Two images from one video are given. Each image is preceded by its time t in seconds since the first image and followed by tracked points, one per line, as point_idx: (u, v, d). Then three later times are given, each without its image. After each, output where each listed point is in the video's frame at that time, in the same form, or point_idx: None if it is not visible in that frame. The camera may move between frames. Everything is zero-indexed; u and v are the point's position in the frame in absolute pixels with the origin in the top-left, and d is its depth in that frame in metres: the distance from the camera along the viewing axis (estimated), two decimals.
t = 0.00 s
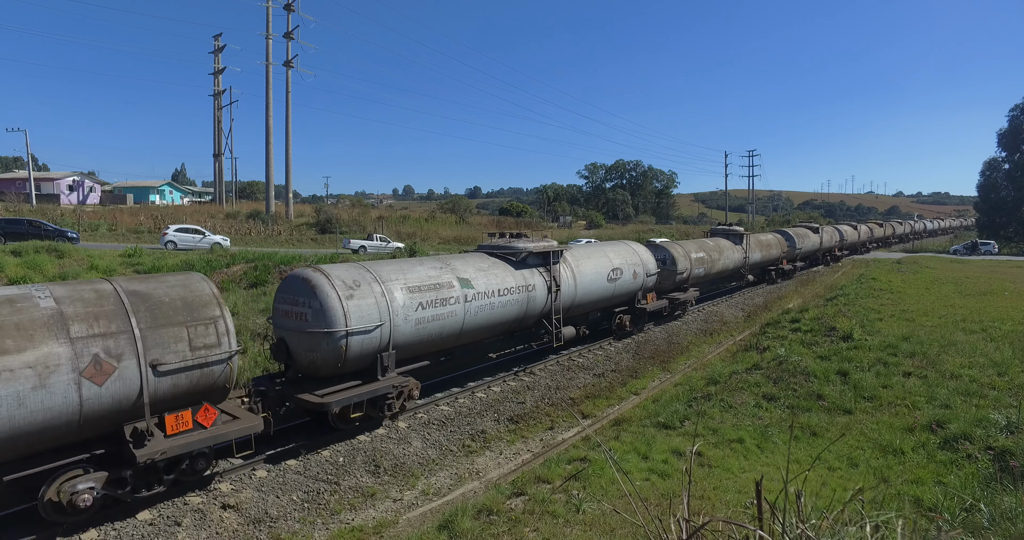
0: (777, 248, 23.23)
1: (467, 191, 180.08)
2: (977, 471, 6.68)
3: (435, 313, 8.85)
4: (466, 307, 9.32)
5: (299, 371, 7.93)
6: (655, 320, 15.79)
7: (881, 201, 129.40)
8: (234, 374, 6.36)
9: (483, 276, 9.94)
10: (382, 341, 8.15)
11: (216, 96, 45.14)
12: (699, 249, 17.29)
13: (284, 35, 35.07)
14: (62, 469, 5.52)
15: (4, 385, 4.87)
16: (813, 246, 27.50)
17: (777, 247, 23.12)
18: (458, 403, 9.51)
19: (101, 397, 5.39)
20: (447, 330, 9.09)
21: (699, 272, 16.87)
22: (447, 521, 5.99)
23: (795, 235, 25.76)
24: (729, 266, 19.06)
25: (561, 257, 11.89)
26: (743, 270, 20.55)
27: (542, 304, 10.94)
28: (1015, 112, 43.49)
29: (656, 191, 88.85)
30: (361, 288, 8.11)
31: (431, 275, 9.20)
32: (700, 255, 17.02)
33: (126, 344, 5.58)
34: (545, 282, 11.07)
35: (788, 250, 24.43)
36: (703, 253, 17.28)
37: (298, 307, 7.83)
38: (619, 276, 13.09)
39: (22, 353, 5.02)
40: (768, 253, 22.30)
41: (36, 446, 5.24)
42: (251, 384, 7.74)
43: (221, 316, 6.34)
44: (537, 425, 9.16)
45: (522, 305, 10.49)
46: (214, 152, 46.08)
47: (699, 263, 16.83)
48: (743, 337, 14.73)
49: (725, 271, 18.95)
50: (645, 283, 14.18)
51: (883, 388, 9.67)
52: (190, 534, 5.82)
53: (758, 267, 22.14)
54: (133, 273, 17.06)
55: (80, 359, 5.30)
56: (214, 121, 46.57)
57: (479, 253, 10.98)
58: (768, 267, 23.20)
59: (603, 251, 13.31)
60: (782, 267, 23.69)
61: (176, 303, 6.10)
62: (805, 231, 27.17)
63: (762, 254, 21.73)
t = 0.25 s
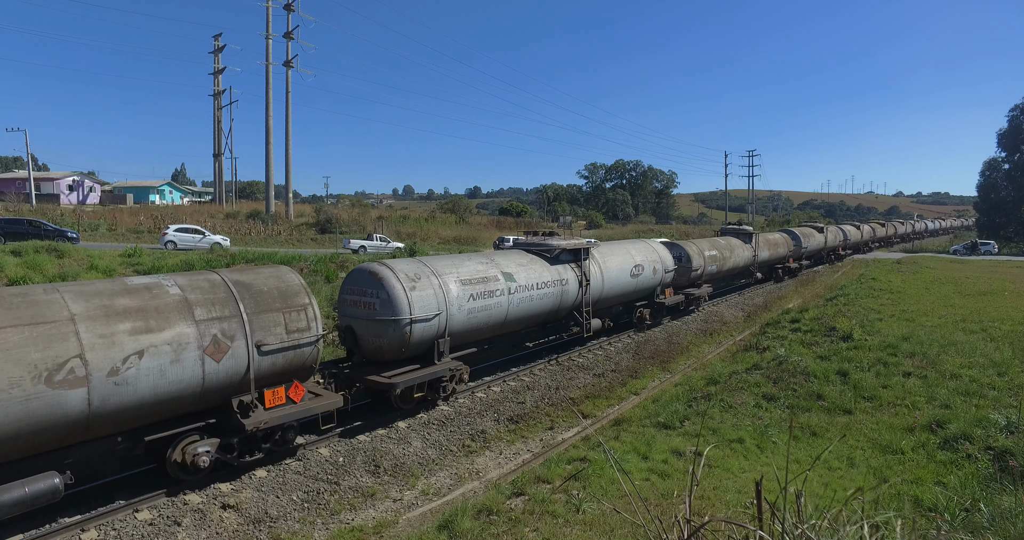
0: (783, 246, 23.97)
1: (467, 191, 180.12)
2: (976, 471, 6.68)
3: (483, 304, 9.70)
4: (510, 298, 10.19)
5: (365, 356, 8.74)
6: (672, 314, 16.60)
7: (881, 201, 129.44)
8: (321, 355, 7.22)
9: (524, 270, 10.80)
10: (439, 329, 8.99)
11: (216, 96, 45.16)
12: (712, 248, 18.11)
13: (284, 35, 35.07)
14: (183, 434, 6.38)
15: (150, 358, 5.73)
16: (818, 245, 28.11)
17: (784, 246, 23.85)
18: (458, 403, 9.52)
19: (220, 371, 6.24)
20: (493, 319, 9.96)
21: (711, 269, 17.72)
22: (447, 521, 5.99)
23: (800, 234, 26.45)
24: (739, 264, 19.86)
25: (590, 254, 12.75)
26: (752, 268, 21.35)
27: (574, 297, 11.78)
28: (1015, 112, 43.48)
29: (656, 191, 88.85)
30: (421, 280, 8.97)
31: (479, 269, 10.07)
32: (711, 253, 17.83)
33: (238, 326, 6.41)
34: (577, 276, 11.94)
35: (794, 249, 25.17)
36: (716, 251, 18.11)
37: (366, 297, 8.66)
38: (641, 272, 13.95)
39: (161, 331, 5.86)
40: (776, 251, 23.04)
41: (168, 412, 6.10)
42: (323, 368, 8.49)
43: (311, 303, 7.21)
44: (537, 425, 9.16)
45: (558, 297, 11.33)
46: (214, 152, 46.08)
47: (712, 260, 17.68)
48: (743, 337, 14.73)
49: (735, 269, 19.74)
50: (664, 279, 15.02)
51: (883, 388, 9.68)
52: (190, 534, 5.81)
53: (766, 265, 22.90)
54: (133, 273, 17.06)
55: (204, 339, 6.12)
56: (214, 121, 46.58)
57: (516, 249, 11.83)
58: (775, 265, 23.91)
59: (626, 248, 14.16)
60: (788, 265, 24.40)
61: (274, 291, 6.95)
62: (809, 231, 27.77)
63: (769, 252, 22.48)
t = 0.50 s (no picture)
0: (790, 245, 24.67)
1: (467, 191, 180.15)
2: (976, 471, 6.68)
3: (524, 296, 10.59)
4: (547, 291, 11.09)
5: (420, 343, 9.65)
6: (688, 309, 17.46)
7: (881, 201, 129.48)
8: (389, 339, 8.13)
9: (558, 265, 11.71)
10: (486, 318, 9.86)
11: (216, 95, 45.15)
12: (723, 246, 18.95)
13: (284, 35, 35.05)
14: (273, 409, 7.21)
15: (256, 339, 6.64)
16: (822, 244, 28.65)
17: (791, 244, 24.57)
18: (458, 403, 9.52)
19: (310, 351, 7.14)
20: (532, 311, 10.87)
21: (722, 267, 18.58)
22: (447, 520, 5.99)
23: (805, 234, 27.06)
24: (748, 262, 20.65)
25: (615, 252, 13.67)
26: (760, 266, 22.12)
27: (601, 292, 12.69)
28: (1015, 112, 43.47)
29: (657, 191, 88.86)
30: (470, 275, 9.87)
31: (519, 264, 10.96)
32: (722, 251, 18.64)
33: (323, 313, 7.33)
34: (604, 272, 12.86)
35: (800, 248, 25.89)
36: (727, 250, 18.94)
37: (422, 289, 9.53)
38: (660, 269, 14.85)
39: (263, 316, 6.77)
40: (783, 250, 23.78)
41: (267, 388, 6.97)
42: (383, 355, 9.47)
43: (381, 294, 8.15)
44: (537, 425, 9.16)
45: (588, 291, 12.25)
46: (214, 152, 46.08)
47: (724, 258, 18.53)
48: (742, 337, 14.73)
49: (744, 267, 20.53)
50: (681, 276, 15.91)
51: (883, 388, 9.68)
52: (190, 534, 5.81)
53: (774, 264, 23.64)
54: (133, 273, 17.06)
55: (297, 323, 7.04)
56: (214, 121, 46.57)
57: (549, 247, 12.69)
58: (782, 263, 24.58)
59: (646, 246, 15.07)
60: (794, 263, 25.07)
61: (351, 284, 7.89)
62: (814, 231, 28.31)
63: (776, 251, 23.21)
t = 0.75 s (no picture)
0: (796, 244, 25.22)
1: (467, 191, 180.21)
2: (976, 471, 6.68)
3: (559, 290, 11.37)
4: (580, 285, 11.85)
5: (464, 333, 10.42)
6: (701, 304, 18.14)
7: (881, 201, 129.55)
8: (446, 329, 8.95)
9: (589, 261, 12.47)
10: (527, 310, 10.65)
11: (216, 95, 45.14)
12: (734, 245, 19.59)
13: (284, 35, 35.03)
14: (346, 389, 8.03)
15: (340, 326, 7.42)
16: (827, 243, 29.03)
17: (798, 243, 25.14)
18: (458, 403, 9.51)
19: (382, 337, 7.93)
20: (565, 304, 11.65)
21: (734, 265, 19.23)
22: (447, 521, 5.99)
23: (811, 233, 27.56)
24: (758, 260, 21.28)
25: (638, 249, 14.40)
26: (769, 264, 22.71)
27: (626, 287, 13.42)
28: (1015, 112, 43.47)
29: (657, 191, 88.86)
30: (513, 271, 10.60)
31: (555, 260, 11.72)
32: (733, 250, 19.27)
33: (393, 304, 8.12)
34: (628, 269, 13.57)
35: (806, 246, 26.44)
36: (737, 248, 19.59)
37: (469, 283, 10.26)
38: (678, 266, 15.54)
39: (345, 305, 7.57)
40: (790, 248, 24.35)
41: (346, 370, 7.78)
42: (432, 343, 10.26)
43: (440, 287, 9.00)
44: (537, 425, 9.16)
45: (615, 286, 13.04)
46: (214, 152, 46.08)
47: (734, 256, 19.17)
48: (742, 337, 14.73)
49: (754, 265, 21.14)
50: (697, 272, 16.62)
51: (883, 388, 9.68)
52: (190, 534, 5.82)
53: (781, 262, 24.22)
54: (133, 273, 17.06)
55: (372, 312, 7.83)
56: (214, 121, 46.56)
57: (577, 244, 13.53)
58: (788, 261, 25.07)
59: (665, 244, 15.77)
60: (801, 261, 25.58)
61: (414, 277, 8.70)
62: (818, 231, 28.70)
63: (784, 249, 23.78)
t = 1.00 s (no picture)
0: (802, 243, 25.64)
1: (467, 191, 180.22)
2: (976, 471, 6.69)
3: (588, 284, 12.13)
4: (606, 281, 12.64)
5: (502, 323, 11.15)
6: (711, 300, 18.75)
7: (880, 201, 129.61)
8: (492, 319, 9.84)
9: (613, 258, 13.26)
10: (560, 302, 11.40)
11: (216, 95, 45.11)
12: (743, 243, 20.16)
13: (284, 35, 34.99)
14: (405, 373, 8.86)
15: (405, 314, 8.27)
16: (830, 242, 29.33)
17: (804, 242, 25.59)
18: (458, 403, 9.51)
19: (440, 325, 8.81)
20: (593, 297, 12.42)
21: (742, 263, 19.80)
22: (447, 521, 5.99)
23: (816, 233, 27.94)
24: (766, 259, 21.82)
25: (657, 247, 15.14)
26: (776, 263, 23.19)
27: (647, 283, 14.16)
28: (1015, 112, 43.45)
29: (657, 191, 88.86)
30: (549, 266, 11.36)
31: (584, 257, 12.49)
32: (742, 248, 19.81)
33: (448, 296, 9.01)
34: (648, 265, 14.29)
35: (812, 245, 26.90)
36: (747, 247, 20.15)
37: (509, 277, 10.95)
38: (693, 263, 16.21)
39: (410, 295, 8.45)
40: (796, 246, 24.78)
41: (409, 355, 8.62)
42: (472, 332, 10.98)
43: (486, 281, 9.92)
44: (537, 425, 9.17)
45: (636, 282, 13.81)
46: (214, 152, 46.06)
47: (744, 255, 19.74)
48: (742, 337, 14.74)
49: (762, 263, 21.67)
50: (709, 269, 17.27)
51: (883, 388, 9.69)
52: (190, 534, 5.82)
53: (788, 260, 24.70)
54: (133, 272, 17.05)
55: (432, 303, 8.71)
56: (214, 121, 46.54)
57: (602, 242, 14.30)
58: (794, 260, 25.46)
59: (681, 243, 16.45)
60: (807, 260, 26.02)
61: (465, 272, 9.60)
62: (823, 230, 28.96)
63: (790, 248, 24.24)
